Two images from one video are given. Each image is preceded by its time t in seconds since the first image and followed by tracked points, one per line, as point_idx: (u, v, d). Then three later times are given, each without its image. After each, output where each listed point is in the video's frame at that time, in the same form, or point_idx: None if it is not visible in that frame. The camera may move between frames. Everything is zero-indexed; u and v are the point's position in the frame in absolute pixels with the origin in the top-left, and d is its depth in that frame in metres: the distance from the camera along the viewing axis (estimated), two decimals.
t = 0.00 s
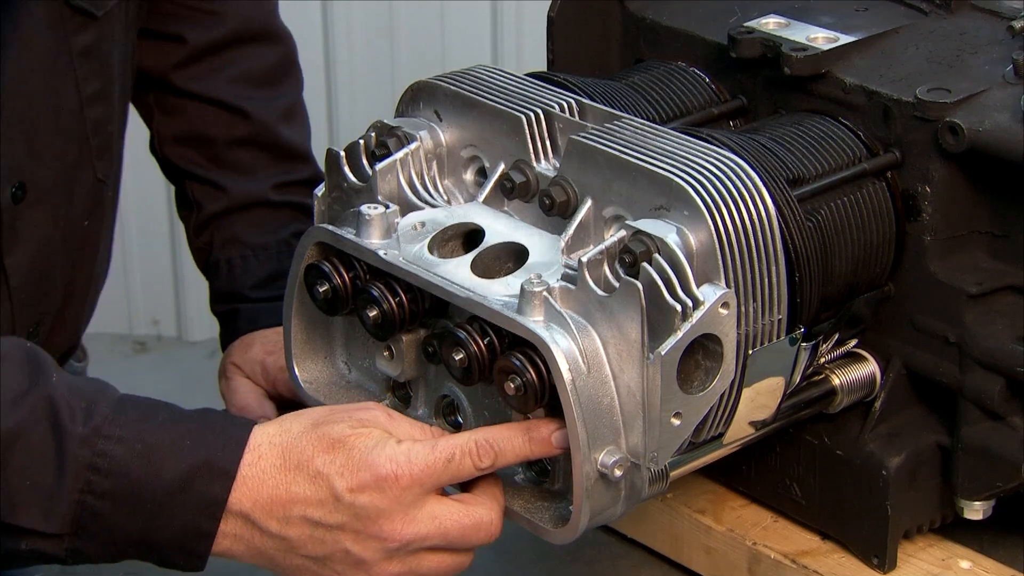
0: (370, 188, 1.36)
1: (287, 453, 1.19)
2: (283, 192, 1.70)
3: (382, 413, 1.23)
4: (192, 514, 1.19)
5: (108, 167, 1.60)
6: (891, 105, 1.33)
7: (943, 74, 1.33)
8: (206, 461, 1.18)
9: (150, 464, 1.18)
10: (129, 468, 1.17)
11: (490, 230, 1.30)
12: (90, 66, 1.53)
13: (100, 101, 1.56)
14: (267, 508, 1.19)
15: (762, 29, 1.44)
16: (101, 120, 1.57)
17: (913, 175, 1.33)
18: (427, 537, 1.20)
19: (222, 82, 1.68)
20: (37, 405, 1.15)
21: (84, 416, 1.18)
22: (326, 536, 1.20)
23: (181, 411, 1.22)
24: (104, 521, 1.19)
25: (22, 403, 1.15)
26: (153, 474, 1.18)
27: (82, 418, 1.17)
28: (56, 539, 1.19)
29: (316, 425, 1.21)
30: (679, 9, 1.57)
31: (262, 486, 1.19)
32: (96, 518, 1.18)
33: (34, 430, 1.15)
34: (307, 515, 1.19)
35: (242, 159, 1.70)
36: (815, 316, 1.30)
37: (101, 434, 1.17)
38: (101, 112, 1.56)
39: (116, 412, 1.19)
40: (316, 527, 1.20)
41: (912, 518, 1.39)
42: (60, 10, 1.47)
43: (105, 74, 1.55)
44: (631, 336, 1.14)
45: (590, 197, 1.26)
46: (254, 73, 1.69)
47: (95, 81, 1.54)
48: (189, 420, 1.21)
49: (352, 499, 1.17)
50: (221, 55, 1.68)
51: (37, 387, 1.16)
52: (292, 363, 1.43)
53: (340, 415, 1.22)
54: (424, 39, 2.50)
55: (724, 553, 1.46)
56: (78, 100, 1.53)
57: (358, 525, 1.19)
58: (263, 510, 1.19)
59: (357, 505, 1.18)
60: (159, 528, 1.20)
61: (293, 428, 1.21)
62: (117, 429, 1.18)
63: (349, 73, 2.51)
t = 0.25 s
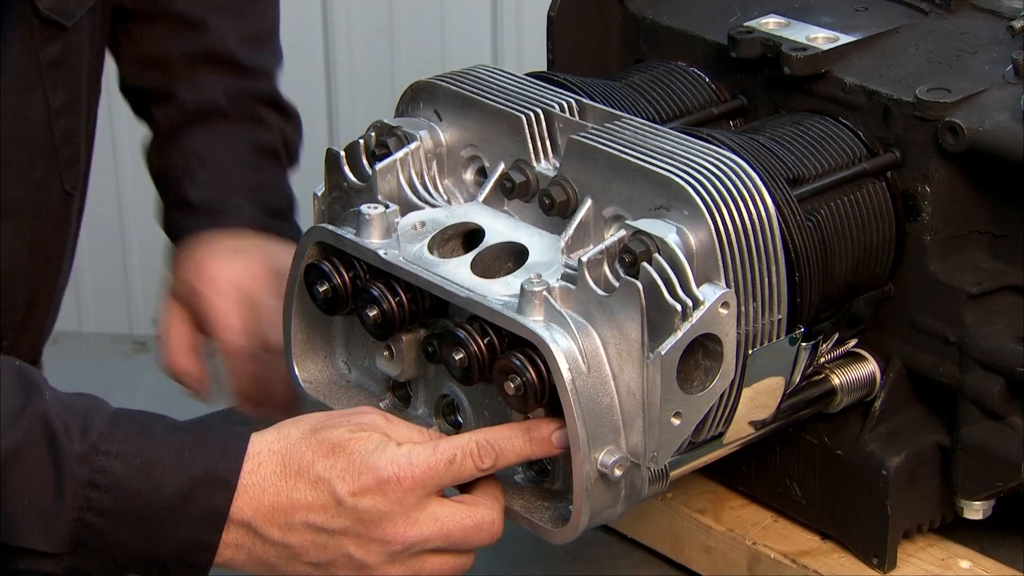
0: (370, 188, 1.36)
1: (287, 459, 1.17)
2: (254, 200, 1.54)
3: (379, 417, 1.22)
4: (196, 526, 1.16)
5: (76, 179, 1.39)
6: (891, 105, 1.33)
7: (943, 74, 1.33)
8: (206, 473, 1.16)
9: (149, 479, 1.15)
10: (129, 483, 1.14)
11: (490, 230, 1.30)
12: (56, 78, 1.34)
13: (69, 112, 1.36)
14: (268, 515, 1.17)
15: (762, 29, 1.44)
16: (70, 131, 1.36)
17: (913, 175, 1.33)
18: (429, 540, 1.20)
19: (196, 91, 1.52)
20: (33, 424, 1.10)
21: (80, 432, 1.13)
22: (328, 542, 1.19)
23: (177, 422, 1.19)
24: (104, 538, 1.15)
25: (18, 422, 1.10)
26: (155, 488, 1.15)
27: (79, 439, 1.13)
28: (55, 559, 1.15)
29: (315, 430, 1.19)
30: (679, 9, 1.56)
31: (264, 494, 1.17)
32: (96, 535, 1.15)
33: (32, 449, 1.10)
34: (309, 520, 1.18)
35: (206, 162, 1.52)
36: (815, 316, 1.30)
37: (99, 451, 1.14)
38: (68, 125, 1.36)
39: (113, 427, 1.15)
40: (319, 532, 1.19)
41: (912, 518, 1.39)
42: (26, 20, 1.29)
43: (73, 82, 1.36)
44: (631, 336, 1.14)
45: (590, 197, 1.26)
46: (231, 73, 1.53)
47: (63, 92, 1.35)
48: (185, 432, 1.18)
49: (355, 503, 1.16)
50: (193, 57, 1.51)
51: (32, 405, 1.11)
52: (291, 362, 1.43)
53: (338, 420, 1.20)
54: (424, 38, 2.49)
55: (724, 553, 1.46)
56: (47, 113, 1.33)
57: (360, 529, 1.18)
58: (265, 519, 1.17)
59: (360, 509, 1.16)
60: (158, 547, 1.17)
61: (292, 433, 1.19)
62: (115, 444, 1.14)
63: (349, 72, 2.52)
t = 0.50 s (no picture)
0: (370, 188, 1.36)
1: (288, 470, 1.17)
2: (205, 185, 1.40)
3: (378, 428, 1.22)
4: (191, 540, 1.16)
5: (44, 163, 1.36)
6: (891, 105, 1.33)
7: (943, 74, 1.33)
8: (205, 487, 1.15)
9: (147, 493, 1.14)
10: (127, 499, 1.13)
11: (490, 230, 1.30)
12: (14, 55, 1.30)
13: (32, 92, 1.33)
14: (270, 527, 1.16)
15: (762, 29, 1.44)
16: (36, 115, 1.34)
17: (913, 175, 1.33)
18: (434, 546, 1.19)
19: (88, 63, 1.18)
20: (27, 440, 1.09)
21: (76, 449, 1.12)
22: (333, 551, 1.18)
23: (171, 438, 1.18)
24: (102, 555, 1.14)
25: (12, 440, 1.09)
26: (153, 503, 1.14)
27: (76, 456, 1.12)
28: None
29: (315, 441, 1.19)
30: (679, 9, 1.57)
31: (264, 506, 1.16)
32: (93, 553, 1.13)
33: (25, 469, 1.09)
34: (313, 530, 1.16)
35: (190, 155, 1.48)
36: (815, 316, 1.30)
37: (95, 467, 1.13)
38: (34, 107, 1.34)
39: (107, 443, 1.15)
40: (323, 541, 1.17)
41: (912, 518, 1.39)
42: None
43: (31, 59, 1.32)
44: (631, 336, 1.14)
45: (590, 196, 1.26)
46: (156, 61, 1.24)
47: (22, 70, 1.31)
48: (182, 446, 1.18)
49: (360, 510, 1.15)
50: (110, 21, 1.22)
51: (25, 422, 1.10)
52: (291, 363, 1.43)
53: (337, 430, 1.21)
54: (425, 39, 2.49)
55: (724, 553, 1.46)
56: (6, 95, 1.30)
57: (365, 537, 1.17)
58: (266, 531, 1.16)
59: (365, 516, 1.15)
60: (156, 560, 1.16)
61: (291, 445, 1.19)
62: (111, 459, 1.13)
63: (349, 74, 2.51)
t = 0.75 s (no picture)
0: (370, 188, 1.35)
1: (288, 470, 1.16)
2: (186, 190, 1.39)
3: (377, 426, 1.22)
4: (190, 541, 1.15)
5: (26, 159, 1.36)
6: (891, 105, 1.33)
7: (944, 74, 1.33)
8: (203, 486, 1.14)
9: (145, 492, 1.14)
10: (126, 499, 1.13)
11: (491, 230, 1.30)
12: None
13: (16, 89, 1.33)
14: (269, 526, 1.15)
15: (762, 29, 1.44)
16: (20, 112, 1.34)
17: (913, 175, 1.33)
18: (434, 545, 1.19)
19: (166, 106, 1.34)
20: (24, 443, 1.09)
21: (75, 450, 1.12)
22: (333, 551, 1.18)
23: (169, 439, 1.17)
24: (101, 557, 1.14)
25: (9, 442, 1.08)
26: (151, 502, 1.13)
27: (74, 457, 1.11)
28: None
29: (315, 440, 1.19)
30: (679, 9, 1.56)
31: (263, 505, 1.15)
32: (91, 554, 1.14)
33: (23, 471, 1.09)
34: (313, 530, 1.16)
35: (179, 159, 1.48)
36: (815, 316, 1.30)
37: (94, 467, 1.12)
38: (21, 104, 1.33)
39: (106, 442, 1.14)
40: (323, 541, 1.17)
41: (912, 518, 1.39)
42: None
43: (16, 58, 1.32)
44: (631, 336, 1.14)
45: (590, 196, 1.26)
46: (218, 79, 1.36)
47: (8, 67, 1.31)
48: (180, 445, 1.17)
49: (361, 510, 1.15)
50: (166, 55, 1.34)
51: (22, 423, 1.10)
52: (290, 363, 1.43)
53: (337, 429, 1.20)
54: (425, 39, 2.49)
55: (724, 553, 1.46)
56: None
57: (365, 536, 1.17)
58: (265, 531, 1.16)
59: (366, 515, 1.15)
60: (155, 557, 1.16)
61: (291, 445, 1.19)
62: (110, 460, 1.13)
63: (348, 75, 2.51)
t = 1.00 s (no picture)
0: (370, 188, 1.36)
1: (288, 470, 1.16)
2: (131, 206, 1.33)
3: (376, 428, 1.22)
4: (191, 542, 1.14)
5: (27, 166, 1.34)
6: (891, 105, 1.33)
7: (944, 74, 1.33)
8: (204, 485, 1.13)
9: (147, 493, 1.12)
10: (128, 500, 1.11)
11: (491, 230, 1.31)
12: None
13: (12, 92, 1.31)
14: (269, 526, 1.15)
15: (762, 29, 1.44)
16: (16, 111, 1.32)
17: (913, 175, 1.33)
18: (434, 546, 1.19)
19: (115, 130, 1.32)
20: (24, 442, 1.08)
21: (75, 449, 1.10)
22: (332, 551, 1.17)
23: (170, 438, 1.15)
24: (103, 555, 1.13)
25: (9, 443, 1.07)
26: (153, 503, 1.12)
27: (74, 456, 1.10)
28: None
29: (314, 441, 1.18)
30: (679, 8, 1.56)
31: (264, 505, 1.14)
32: (93, 553, 1.13)
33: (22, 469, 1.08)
34: (313, 531, 1.15)
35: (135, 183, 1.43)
36: (815, 316, 1.30)
37: (94, 467, 1.11)
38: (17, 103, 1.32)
39: (106, 442, 1.12)
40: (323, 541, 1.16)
41: (912, 519, 1.39)
42: None
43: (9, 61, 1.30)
44: (631, 336, 1.14)
45: (590, 196, 1.26)
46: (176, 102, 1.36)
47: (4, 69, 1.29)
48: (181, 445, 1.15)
49: (360, 511, 1.15)
50: (120, 77, 1.33)
51: (22, 423, 1.08)
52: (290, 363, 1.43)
53: (337, 430, 1.20)
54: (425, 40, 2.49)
55: (724, 553, 1.46)
56: None
57: (365, 538, 1.17)
58: (265, 532, 1.15)
59: (366, 516, 1.15)
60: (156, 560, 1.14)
61: (291, 444, 1.18)
62: (110, 460, 1.12)
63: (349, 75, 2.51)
